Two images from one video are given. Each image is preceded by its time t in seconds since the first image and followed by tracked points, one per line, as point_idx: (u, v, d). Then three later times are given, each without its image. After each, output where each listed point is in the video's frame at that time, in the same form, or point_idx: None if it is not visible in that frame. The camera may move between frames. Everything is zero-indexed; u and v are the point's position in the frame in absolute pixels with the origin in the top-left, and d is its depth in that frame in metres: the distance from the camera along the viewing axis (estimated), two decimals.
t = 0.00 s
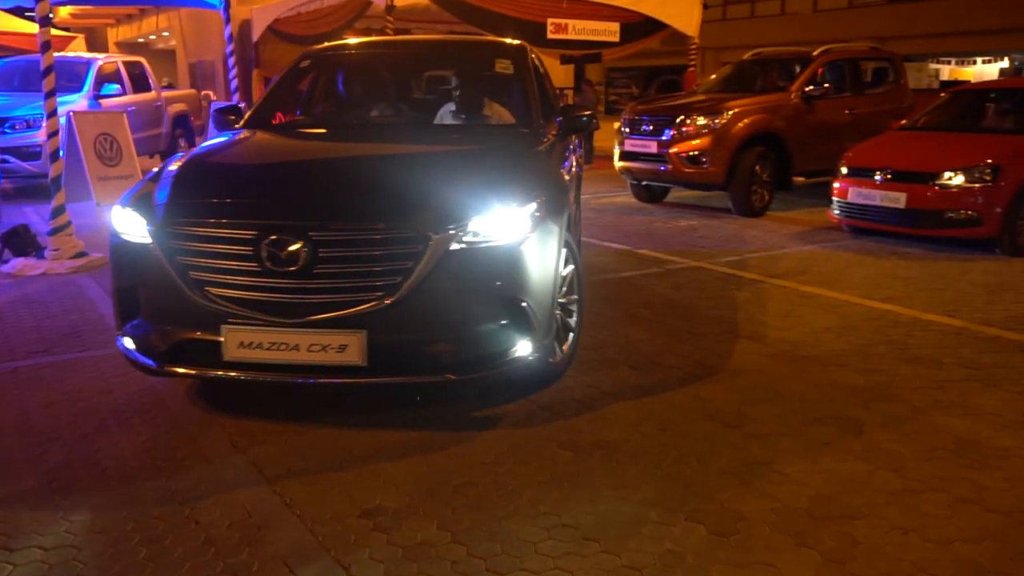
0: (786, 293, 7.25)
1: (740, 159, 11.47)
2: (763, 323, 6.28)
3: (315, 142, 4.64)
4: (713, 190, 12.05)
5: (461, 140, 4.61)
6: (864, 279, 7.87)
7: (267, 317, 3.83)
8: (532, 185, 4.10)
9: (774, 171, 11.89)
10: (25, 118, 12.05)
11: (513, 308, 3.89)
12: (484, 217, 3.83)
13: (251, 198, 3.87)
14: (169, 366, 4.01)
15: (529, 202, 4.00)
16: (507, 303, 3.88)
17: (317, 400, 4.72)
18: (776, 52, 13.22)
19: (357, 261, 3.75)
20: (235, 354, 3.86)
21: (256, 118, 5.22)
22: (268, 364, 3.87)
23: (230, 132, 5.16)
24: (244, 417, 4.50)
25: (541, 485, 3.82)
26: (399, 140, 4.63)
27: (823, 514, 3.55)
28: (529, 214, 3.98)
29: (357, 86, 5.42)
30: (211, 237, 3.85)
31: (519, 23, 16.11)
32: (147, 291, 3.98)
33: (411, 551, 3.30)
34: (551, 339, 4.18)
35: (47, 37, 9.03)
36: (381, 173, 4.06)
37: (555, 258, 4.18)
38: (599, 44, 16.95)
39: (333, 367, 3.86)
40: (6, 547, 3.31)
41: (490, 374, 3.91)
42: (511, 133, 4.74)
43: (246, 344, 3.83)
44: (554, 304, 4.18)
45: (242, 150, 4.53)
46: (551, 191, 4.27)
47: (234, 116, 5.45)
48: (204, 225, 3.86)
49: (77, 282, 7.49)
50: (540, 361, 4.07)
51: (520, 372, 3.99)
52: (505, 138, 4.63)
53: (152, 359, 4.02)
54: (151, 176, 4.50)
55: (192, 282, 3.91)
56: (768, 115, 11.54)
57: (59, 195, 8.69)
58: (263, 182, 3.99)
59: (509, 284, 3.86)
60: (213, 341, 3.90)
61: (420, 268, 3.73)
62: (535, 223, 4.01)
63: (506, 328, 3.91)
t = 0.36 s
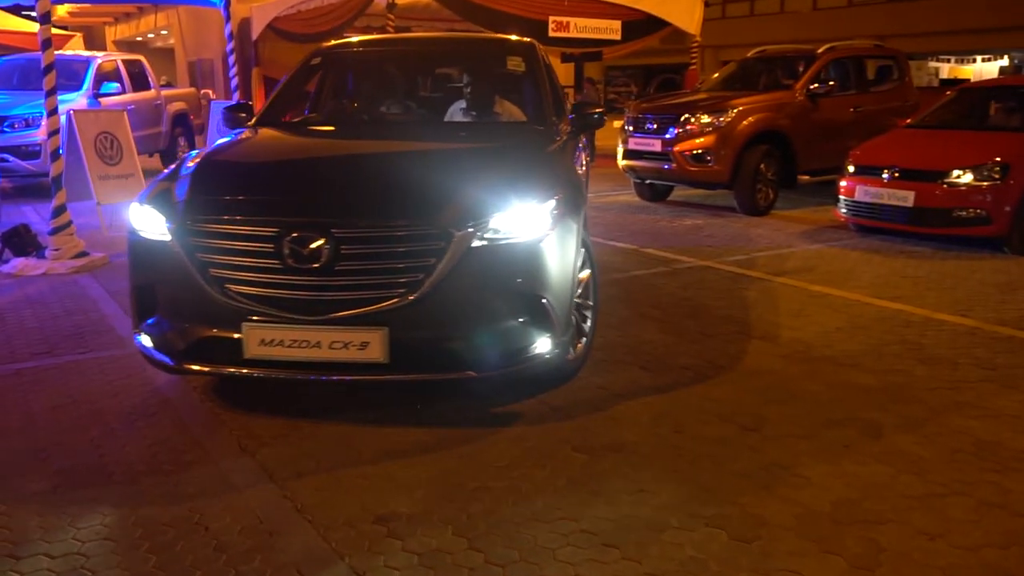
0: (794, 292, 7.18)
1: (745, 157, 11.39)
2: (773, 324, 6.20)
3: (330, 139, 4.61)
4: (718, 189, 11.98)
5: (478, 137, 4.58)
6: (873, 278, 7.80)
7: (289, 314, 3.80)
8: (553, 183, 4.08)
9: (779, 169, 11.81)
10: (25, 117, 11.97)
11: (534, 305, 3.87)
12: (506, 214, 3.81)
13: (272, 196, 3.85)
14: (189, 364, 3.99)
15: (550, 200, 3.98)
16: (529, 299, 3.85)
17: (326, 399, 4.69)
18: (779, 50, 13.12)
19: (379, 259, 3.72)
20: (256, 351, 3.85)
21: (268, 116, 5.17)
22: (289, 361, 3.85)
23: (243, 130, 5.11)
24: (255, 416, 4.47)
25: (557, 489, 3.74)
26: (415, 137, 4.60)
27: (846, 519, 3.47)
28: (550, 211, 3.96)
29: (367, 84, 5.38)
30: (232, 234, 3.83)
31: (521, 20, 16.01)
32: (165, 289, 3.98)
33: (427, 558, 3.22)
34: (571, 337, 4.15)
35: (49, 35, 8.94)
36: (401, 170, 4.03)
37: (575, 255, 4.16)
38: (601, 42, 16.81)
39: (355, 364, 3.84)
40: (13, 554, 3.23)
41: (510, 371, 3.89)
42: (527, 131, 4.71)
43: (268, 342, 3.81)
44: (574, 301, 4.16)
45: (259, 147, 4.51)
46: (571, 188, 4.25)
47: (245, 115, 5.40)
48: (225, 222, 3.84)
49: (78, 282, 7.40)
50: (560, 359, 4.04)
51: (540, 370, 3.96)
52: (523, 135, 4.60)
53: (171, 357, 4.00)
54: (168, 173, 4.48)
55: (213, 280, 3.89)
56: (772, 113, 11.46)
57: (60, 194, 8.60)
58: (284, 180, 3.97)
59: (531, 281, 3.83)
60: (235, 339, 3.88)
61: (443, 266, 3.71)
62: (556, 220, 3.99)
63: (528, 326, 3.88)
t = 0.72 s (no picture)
0: (806, 293, 7.08)
1: (751, 157, 11.30)
2: (787, 326, 6.10)
3: (343, 137, 4.54)
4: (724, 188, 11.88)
5: (495, 134, 4.51)
6: (885, 278, 7.71)
7: (312, 313, 3.74)
8: (574, 182, 4.03)
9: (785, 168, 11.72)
10: (25, 117, 11.86)
11: (559, 303, 3.81)
12: (531, 212, 3.75)
13: (294, 194, 3.78)
14: (211, 364, 3.92)
15: (572, 198, 3.93)
16: (554, 297, 3.80)
17: (344, 403, 4.60)
18: (785, 47, 13.03)
19: (404, 257, 3.66)
20: (280, 351, 3.78)
21: (277, 115, 5.08)
22: (313, 361, 3.79)
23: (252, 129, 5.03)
24: (267, 421, 4.39)
25: (576, 496, 3.65)
26: (430, 134, 4.53)
27: (875, 529, 3.37)
28: (572, 209, 3.91)
29: (378, 82, 5.29)
30: (254, 233, 3.76)
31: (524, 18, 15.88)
32: (185, 289, 3.91)
33: (446, 568, 3.13)
34: (593, 336, 4.10)
35: (48, 33, 8.82)
36: (422, 168, 3.97)
37: (597, 254, 4.11)
38: (603, 40, 16.67)
39: (377, 363, 3.78)
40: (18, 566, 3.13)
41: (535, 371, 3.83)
42: (543, 129, 4.65)
43: (291, 341, 3.75)
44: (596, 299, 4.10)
45: (273, 146, 4.44)
46: (590, 186, 4.20)
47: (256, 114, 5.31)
48: (246, 220, 3.77)
49: (80, 284, 7.28)
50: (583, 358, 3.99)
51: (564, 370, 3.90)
52: (540, 133, 4.54)
53: (191, 358, 3.94)
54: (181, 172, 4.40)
55: (234, 279, 3.82)
56: (779, 111, 11.36)
57: (60, 195, 8.47)
58: (304, 178, 3.91)
59: (556, 280, 3.78)
60: (260, 339, 3.82)
61: (468, 264, 3.65)
62: (578, 218, 3.94)
63: (552, 324, 3.83)
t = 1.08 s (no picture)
0: (817, 294, 6.99)
1: (757, 156, 11.21)
2: (801, 327, 6.01)
3: (356, 135, 4.47)
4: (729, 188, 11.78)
5: (513, 133, 4.44)
6: (896, 279, 7.61)
7: (336, 312, 3.66)
8: (596, 180, 3.98)
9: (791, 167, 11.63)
10: (25, 116, 11.74)
11: (584, 302, 3.75)
12: (557, 210, 3.68)
13: (316, 194, 3.71)
14: (232, 364, 3.84)
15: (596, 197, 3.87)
16: (581, 296, 3.73)
17: (362, 406, 4.51)
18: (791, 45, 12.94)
19: (430, 256, 3.59)
20: (303, 350, 3.70)
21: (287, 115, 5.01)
22: (337, 360, 3.72)
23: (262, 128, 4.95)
24: (278, 426, 4.30)
25: (595, 505, 3.55)
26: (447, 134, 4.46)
27: (904, 540, 3.28)
28: (597, 208, 3.85)
29: (389, 81, 5.22)
30: (276, 233, 3.68)
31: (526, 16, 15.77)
32: (207, 289, 3.82)
33: None
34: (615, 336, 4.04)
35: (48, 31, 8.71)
36: (444, 167, 3.90)
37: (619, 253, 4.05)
38: (605, 39, 16.59)
39: (402, 363, 3.71)
40: None
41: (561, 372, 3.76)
42: (560, 128, 4.60)
43: (315, 341, 3.67)
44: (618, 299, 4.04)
45: (287, 145, 4.36)
46: (611, 184, 4.14)
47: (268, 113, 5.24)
48: (268, 220, 3.69)
49: (81, 286, 7.17)
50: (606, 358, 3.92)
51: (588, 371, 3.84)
52: (558, 133, 4.48)
53: (211, 358, 3.86)
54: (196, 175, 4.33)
55: (258, 279, 3.73)
56: (785, 110, 11.26)
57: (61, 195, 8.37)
58: (325, 178, 3.84)
59: (583, 278, 3.71)
60: (281, 339, 3.74)
61: (494, 263, 3.58)
62: (602, 217, 3.88)
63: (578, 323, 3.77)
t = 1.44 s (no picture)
0: (829, 297, 6.91)
1: (763, 156, 11.13)
2: (814, 331, 5.92)
3: (369, 135, 4.40)
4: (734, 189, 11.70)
5: (531, 133, 4.37)
6: (906, 281, 7.53)
7: (361, 312, 3.58)
8: (617, 179, 3.91)
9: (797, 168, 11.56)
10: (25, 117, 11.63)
11: (610, 302, 3.68)
12: (582, 209, 3.61)
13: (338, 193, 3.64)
14: (255, 363, 3.74)
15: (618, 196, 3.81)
16: (606, 295, 3.66)
17: (374, 411, 4.43)
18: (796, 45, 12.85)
19: (457, 255, 3.51)
20: (329, 350, 3.61)
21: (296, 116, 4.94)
22: (363, 360, 3.63)
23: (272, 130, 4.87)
24: (289, 431, 4.21)
25: (614, 515, 3.47)
26: (463, 133, 4.39)
27: (933, 552, 3.19)
28: (620, 207, 3.78)
29: (400, 80, 5.14)
30: (299, 233, 3.60)
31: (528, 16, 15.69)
32: (229, 289, 3.73)
33: None
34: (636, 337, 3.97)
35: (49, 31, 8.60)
36: (466, 167, 3.83)
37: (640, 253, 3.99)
38: (607, 40, 16.52)
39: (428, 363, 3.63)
40: None
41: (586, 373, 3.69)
42: (576, 127, 4.54)
43: (341, 341, 3.59)
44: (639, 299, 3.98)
45: (301, 146, 4.29)
46: (630, 183, 4.08)
47: (279, 113, 5.15)
48: (291, 220, 3.61)
49: (82, 288, 7.08)
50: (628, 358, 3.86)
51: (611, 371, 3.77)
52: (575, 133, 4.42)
53: (232, 359, 3.77)
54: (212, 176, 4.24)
55: (281, 279, 3.64)
56: (790, 110, 11.19)
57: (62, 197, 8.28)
58: (345, 178, 3.77)
59: (607, 277, 3.65)
60: (303, 338, 3.65)
61: (521, 262, 3.51)
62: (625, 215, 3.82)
63: (602, 323, 3.70)
